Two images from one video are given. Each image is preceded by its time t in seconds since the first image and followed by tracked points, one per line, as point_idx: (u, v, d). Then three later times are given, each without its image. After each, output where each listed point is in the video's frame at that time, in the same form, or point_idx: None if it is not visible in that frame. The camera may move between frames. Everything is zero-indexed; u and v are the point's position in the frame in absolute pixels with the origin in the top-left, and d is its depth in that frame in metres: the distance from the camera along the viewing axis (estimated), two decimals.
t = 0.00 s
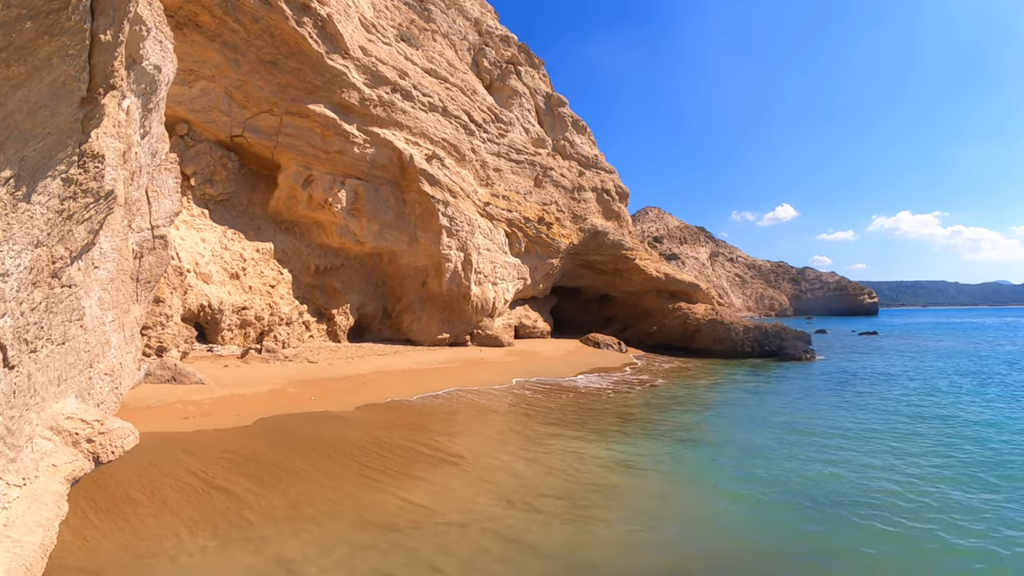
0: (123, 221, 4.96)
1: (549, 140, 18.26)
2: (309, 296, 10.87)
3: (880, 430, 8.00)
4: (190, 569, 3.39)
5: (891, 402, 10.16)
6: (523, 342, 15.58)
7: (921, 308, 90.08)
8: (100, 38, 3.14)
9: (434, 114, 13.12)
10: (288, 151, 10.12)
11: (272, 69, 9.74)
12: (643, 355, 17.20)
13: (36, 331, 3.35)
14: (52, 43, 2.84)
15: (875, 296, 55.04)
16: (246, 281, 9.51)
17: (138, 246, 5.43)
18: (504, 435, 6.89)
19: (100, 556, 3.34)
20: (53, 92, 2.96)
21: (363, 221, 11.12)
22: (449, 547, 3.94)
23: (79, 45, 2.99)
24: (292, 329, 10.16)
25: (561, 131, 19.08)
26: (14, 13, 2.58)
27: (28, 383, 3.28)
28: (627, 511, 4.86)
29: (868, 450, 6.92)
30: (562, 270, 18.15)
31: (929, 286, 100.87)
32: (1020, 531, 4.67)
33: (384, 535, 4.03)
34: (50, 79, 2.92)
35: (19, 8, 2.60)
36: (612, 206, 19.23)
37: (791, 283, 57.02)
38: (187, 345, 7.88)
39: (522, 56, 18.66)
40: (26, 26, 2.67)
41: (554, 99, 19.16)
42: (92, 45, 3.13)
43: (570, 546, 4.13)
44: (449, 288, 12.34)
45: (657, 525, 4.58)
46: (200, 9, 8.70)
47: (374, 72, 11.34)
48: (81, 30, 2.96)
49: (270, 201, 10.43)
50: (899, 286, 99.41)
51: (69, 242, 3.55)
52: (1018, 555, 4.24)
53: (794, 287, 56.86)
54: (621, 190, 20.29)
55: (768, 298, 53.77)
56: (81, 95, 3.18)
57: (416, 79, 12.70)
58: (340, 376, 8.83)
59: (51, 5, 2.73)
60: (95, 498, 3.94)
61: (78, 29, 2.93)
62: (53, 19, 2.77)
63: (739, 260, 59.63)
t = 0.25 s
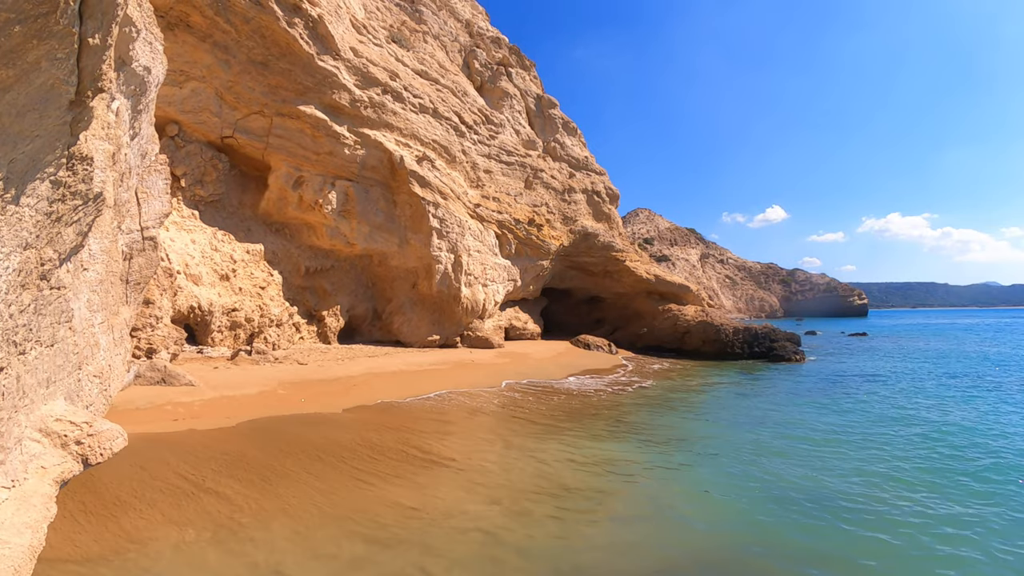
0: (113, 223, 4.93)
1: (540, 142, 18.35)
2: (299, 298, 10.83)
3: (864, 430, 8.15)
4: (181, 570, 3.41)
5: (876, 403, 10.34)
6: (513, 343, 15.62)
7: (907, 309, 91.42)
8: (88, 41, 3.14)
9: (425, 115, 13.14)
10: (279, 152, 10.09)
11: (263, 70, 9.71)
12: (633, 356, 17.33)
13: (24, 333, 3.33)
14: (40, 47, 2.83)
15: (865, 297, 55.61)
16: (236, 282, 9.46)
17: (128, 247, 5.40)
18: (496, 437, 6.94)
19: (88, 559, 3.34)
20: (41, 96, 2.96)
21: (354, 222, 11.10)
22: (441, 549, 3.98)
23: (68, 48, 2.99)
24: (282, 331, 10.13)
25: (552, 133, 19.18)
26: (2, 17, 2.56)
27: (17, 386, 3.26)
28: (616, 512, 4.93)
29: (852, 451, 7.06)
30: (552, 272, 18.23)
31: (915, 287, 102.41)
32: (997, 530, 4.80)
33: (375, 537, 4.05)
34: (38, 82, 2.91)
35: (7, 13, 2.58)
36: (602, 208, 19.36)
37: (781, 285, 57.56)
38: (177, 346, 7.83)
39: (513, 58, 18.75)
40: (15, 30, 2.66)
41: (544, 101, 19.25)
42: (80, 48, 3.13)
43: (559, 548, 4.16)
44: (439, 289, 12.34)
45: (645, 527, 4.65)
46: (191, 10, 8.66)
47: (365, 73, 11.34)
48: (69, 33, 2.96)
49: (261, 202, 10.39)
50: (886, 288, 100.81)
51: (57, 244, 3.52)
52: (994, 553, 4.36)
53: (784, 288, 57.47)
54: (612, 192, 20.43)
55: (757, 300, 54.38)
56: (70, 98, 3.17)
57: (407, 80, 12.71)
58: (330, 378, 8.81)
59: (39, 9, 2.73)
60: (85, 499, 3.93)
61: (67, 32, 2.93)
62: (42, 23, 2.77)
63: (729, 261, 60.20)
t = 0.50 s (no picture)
0: (104, 222, 4.90)
1: (535, 143, 18.38)
2: (293, 298, 10.79)
3: (854, 432, 8.22)
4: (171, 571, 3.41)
5: (867, 405, 10.42)
6: (508, 344, 15.64)
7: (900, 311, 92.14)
8: (72, 40, 3.16)
9: (420, 116, 13.13)
10: (273, 152, 10.07)
11: (258, 69, 9.69)
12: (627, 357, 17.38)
13: (10, 333, 3.31)
14: (24, 46, 2.89)
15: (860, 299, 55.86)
16: (230, 282, 9.42)
17: (120, 247, 5.37)
18: (489, 439, 6.96)
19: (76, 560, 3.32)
20: (25, 95, 2.97)
21: (348, 222, 11.08)
22: (430, 551, 3.99)
23: (51, 47, 3.01)
24: (276, 331, 10.09)
25: (547, 134, 19.22)
26: None
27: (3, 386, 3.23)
28: (606, 513, 4.96)
29: (841, 452, 7.13)
30: (546, 273, 18.27)
31: (907, 289, 103.18)
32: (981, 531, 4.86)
33: (366, 540, 4.05)
34: (21, 82, 2.92)
35: None
36: (597, 209, 19.42)
37: (776, 287, 57.86)
38: (170, 346, 7.79)
39: (508, 59, 18.78)
40: None
41: (540, 102, 19.29)
42: (64, 48, 3.15)
43: (551, 552, 4.16)
44: (433, 290, 12.33)
45: (633, 527, 4.70)
46: (186, 9, 8.63)
47: (360, 73, 11.33)
48: (53, 33, 2.99)
49: (255, 202, 10.35)
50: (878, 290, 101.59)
51: (44, 244, 3.49)
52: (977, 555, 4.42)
53: (779, 290, 57.77)
54: (606, 193, 20.48)
55: (752, 301, 54.65)
56: (54, 98, 3.18)
57: (403, 80, 12.71)
58: (323, 379, 8.78)
59: (22, 9, 2.80)
60: (73, 500, 3.92)
61: (50, 32, 2.97)
62: (24, 23, 2.84)
63: (724, 263, 60.49)
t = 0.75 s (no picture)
0: (93, 224, 4.85)
1: (528, 144, 18.43)
2: (285, 299, 10.73)
3: (843, 433, 8.32)
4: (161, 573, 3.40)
5: (856, 407, 10.55)
6: (500, 345, 15.64)
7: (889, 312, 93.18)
8: (53, 44, 3.15)
9: (413, 116, 13.13)
10: (265, 152, 10.03)
11: (250, 69, 9.64)
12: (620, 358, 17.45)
13: None
14: (3, 49, 2.87)
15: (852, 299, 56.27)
16: (222, 283, 9.36)
17: (109, 249, 5.33)
18: (481, 441, 6.98)
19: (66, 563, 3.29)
20: (6, 99, 2.96)
21: (340, 223, 11.04)
22: (422, 554, 4.00)
23: (31, 52, 3.02)
24: (267, 332, 10.03)
25: (540, 135, 19.27)
26: None
27: None
28: (599, 515, 5.01)
29: (830, 454, 7.22)
30: (539, 274, 18.32)
31: (897, 290, 104.21)
32: (965, 531, 4.95)
33: (359, 544, 4.05)
34: (3, 85, 2.91)
35: None
36: (589, 210, 19.50)
37: (767, 287, 58.32)
38: (161, 348, 7.74)
39: (501, 60, 18.82)
40: None
41: (532, 103, 19.35)
42: (45, 52, 3.14)
43: (544, 555, 4.18)
44: (425, 291, 12.31)
45: (623, 529, 4.76)
46: (178, 9, 8.57)
47: (353, 73, 11.30)
48: (33, 37, 3.00)
49: (247, 203, 10.30)
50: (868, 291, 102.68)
51: (28, 248, 3.47)
52: (960, 555, 4.51)
53: (770, 291, 58.22)
54: (599, 194, 20.57)
55: (744, 302, 55.06)
56: (35, 102, 3.17)
57: (395, 81, 12.70)
58: (315, 380, 8.74)
59: None
60: (60, 505, 3.90)
61: (30, 36, 2.97)
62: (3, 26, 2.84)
63: (716, 264, 60.86)
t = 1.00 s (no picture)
0: (85, 226, 4.81)
1: (522, 144, 18.45)
2: (279, 299, 10.69)
3: (835, 434, 8.39)
4: None
5: (848, 407, 10.64)
6: (495, 346, 15.63)
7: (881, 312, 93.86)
8: (39, 48, 3.13)
9: (407, 116, 13.11)
10: (259, 152, 9.98)
11: (244, 69, 9.60)
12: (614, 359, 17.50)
13: None
14: None
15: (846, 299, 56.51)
16: (215, 284, 9.31)
17: (102, 250, 5.30)
18: (475, 443, 6.99)
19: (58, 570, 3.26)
20: None
21: (334, 223, 11.01)
22: (416, 557, 4.01)
23: (16, 56, 2.98)
24: (261, 333, 9.98)
25: (534, 135, 19.30)
26: None
27: None
28: (592, 517, 5.03)
29: (821, 454, 7.29)
30: (533, 274, 18.35)
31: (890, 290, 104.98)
32: (953, 531, 5.01)
33: (354, 549, 4.03)
34: None
35: None
36: (584, 210, 19.56)
37: (762, 287, 58.64)
38: (154, 349, 7.69)
39: (496, 60, 18.83)
40: None
41: (527, 103, 19.37)
42: (30, 56, 3.12)
43: (539, 558, 4.18)
44: (420, 292, 12.29)
45: (616, 530, 4.78)
46: (171, 8, 8.53)
47: (347, 73, 11.28)
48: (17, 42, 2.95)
49: (241, 203, 10.25)
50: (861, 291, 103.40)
51: (17, 254, 3.46)
52: (948, 555, 4.56)
53: (765, 291, 58.53)
54: (593, 194, 20.62)
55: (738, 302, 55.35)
56: (22, 107, 3.14)
57: (390, 81, 12.68)
58: (309, 382, 8.71)
59: None
60: (53, 509, 3.89)
61: (14, 40, 2.92)
62: None
63: (711, 263, 61.10)
